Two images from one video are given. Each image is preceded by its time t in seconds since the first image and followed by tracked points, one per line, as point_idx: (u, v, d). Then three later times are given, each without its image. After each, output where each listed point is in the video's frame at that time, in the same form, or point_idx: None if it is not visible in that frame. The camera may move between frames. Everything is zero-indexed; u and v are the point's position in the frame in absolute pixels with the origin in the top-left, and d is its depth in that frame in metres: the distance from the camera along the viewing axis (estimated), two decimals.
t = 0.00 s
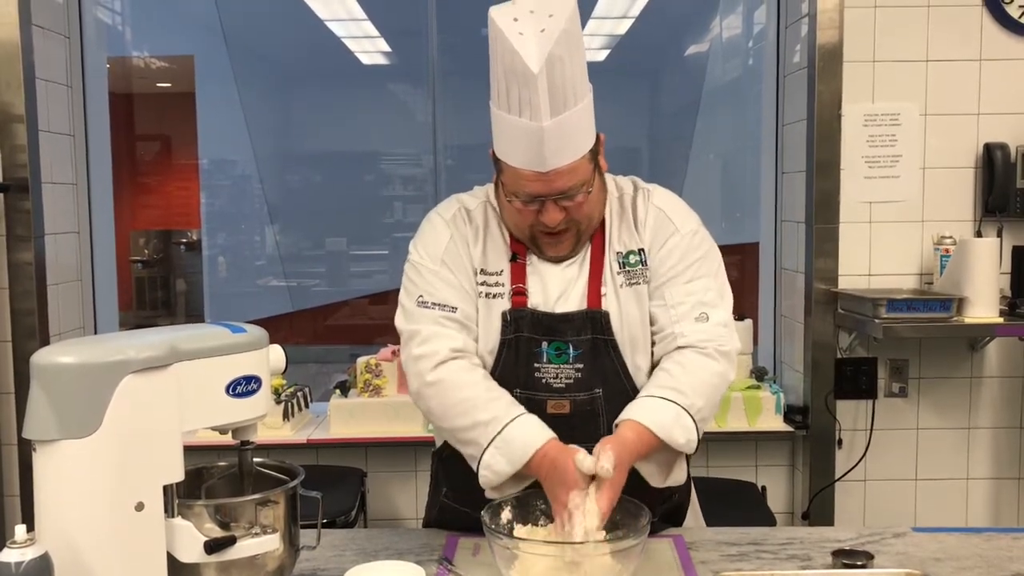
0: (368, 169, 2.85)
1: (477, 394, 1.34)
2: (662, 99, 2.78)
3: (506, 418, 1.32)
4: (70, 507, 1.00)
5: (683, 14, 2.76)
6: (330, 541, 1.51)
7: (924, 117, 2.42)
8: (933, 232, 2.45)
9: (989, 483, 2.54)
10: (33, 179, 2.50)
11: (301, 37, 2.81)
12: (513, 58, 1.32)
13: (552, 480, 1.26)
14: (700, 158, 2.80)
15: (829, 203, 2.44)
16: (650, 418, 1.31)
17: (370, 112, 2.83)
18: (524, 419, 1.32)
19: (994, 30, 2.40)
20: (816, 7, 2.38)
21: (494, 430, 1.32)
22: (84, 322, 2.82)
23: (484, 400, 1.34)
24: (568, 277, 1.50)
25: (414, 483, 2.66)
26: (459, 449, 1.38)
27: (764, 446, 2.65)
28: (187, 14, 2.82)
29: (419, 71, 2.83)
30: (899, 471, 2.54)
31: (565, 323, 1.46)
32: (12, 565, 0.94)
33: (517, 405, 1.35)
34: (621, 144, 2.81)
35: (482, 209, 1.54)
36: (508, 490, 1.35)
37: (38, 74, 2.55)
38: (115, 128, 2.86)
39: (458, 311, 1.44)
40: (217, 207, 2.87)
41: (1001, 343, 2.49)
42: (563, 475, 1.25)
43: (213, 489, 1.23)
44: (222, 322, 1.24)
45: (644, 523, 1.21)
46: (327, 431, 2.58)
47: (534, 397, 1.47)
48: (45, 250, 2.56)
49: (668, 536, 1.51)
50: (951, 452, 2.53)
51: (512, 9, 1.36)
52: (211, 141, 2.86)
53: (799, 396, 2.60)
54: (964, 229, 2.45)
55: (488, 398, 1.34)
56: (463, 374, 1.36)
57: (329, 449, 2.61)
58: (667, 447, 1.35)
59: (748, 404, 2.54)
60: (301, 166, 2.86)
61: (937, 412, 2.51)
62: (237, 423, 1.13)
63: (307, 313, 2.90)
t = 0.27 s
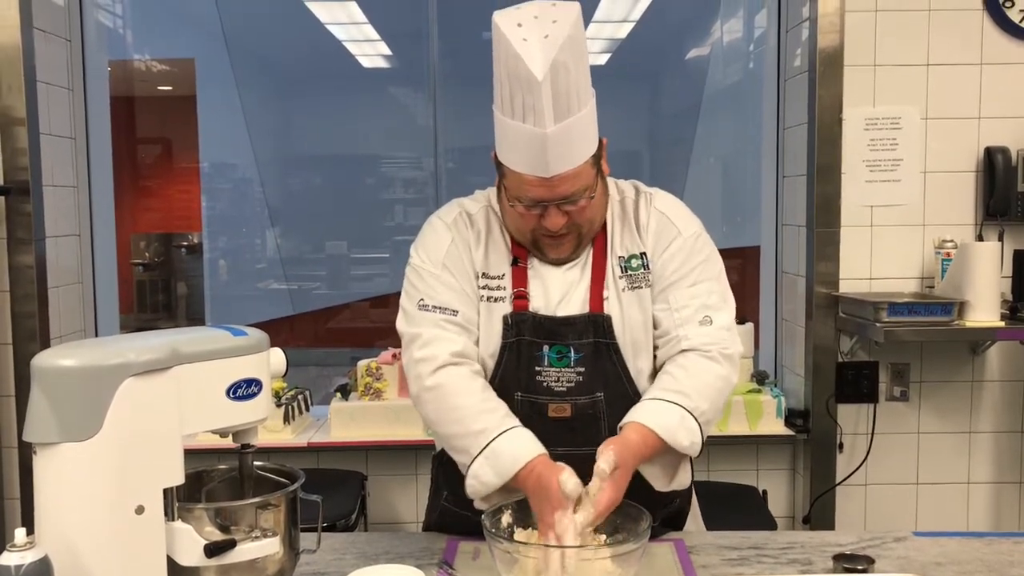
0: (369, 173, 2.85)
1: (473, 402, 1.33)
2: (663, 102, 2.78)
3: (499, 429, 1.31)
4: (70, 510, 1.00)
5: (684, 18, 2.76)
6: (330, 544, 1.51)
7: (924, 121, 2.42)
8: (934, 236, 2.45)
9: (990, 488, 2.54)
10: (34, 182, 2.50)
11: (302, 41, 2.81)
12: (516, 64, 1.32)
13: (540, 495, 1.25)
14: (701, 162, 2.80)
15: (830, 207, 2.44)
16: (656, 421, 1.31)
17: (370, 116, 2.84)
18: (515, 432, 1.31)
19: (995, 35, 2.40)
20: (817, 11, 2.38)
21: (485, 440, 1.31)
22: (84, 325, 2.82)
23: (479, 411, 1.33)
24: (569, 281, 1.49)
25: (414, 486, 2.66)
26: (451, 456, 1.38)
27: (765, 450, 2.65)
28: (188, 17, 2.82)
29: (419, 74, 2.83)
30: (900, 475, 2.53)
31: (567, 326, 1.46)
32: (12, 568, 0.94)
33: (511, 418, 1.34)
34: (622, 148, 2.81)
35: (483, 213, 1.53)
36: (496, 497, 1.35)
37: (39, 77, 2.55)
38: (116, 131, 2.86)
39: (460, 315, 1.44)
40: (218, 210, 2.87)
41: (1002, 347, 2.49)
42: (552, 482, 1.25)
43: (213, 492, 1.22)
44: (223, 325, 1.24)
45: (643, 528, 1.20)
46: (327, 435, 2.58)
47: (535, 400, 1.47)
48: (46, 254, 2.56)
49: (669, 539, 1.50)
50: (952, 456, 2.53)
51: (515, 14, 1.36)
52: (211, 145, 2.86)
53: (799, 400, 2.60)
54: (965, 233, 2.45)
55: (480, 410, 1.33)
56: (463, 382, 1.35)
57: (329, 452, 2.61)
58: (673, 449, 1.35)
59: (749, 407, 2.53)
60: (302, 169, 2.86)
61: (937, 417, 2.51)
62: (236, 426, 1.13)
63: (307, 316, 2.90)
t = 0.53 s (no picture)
0: (369, 174, 2.85)
1: (455, 405, 1.34)
2: (663, 104, 2.78)
3: (480, 433, 1.32)
4: (69, 512, 1.00)
5: (685, 19, 2.76)
6: (330, 545, 1.51)
7: (924, 122, 2.42)
8: (934, 237, 2.45)
9: (991, 489, 2.53)
10: (34, 183, 2.50)
11: (302, 42, 2.81)
12: (525, 68, 1.32)
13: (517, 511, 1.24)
14: (701, 164, 2.80)
15: (831, 208, 2.44)
16: (671, 426, 1.31)
17: (371, 117, 2.84)
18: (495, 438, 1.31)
19: (995, 36, 2.40)
20: (817, 13, 2.38)
21: (464, 444, 1.32)
22: (84, 326, 2.82)
23: (461, 415, 1.33)
24: (570, 283, 1.49)
25: (414, 488, 2.66)
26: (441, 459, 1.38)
27: (765, 451, 2.65)
28: (188, 18, 2.82)
29: (420, 75, 2.83)
30: (901, 476, 2.53)
31: (567, 329, 1.46)
32: (12, 569, 0.94)
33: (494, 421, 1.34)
34: (622, 149, 2.81)
35: (483, 216, 1.53)
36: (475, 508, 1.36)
37: (40, 78, 2.55)
38: (116, 133, 2.87)
39: (453, 320, 1.44)
40: (218, 211, 2.87)
41: (1002, 349, 2.48)
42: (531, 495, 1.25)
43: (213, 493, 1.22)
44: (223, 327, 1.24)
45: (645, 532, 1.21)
46: (327, 436, 2.58)
47: (536, 403, 1.47)
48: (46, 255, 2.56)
49: (670, 540, 1.50)
50: (953, 458, 2.52)
51: (522, 19, 1.36)
52: (212, 146, 2.86)
53: (800, 402, 2.60)
54: (965, 235, 2.45)
55: (462, 413, 1.33)
56: (447, 388, 1.36)
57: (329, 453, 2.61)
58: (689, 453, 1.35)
59: (749, 409, 2.53)
60: (302, 171, 2.86)
61: (938, 418, 2.51)
62: (236, 427, 1.13)
63: (307, 317, 2.90)
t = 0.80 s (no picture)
0: (369, 174, 2.85)
1: (460, 410, 1.34)
2: (663, 104, 2.78)
3: (488, 440, 1.31)
4: (69, 512, 1.00)
5: (685, 19, 2.76)
6: (330, 545, 1.50)
7: (925, 122, 2.42)
8: (935, 237, 2.44)
9: (992, 489, 2.53)
10: (34, 183, 2.50)
11: (303, 42, 2.81)
12: (529, 64, 1.32)
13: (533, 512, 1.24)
14: (701, 163, 2.80)
15: (831, 208, 2.44)
16: (643, 451, 1.29)
17: (371, 117, 2.83)
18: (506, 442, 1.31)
19: (996, 36, 2.40)
20: (818, 13, 2.38)
21: (473, 450, 1.31)
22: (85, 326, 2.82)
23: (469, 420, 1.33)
24: (569, 282, 1.49)
25: (414, 488, 2.66)
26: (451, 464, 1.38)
27: (766, 451, 2.65)
28: (189, 18, 2.82)
29: (420, 75, 2.83)
30: (901, 476, 2.53)
31: (565, 328, 1.46)
32: (12, 569, 0.94)
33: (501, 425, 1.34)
34: (623, 149, 2.81)
35: (487, 216, 1.54)
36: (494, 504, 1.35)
37: (40, 78, 2.55)
38: (116, 133, 2.86)
39: (462, 318, 1.44)
40: (219, 211, 2.87)
41: (1003, 348, 2.48)
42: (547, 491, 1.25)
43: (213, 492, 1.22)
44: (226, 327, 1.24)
45: (643, 530, 1.21)
46: (327, 436, 2.58)
47: (535, 402, 1.47)
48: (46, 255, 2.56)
49: (670, 540, 1.50)
50: (953, 458, 2.52)
51: (527, 14, 1.36)
52: (212, 146, 2.86)
53: (800, 402, 2.60)
54: (966, 235, 2.44)
55: (471, 418, 1.33)
56: (456, 391, 1.35)
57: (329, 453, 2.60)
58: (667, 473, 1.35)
59: (750, 409, 2.53)
60: (302, 171, 2.86)
61: (938, 418, 2.51)
62: (235, 427, 1.13)
63: (307, 317, 2.89)
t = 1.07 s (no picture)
0: (369, 174, 2.85)
1: (464, 392, 1.34)
2: (664, 104, 2.78)
3: (497, 412, 1.32)
4: (70, 511, 1.00)
5: (685, 18, 2.76)
6: (331, 545, 1.51)
7: (926, 122, 2.42)
8: (935, 237, 2.45)
9: (992, 488, 2.53)
10: (35, 183, 2.50)
11: (303, 42, 2.81)
12: (522, 62, 1.32)
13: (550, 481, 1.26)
14: (702, 163, 2.80)
15: (832, 207, 2.44)
16: (644, 438, 1.29)
17: (371, 117, 2.84)
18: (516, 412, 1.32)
19: (997, 36, 2.40)
20: (818, 12, 2.38)
21: (480, 427, 1.32)
22: (86, 326, 2.82)
23: (472, 398, 1.34)
24: (568, 281, 1.49)
25: (415, 487, 2.66)
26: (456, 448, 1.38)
27: (766, 451, 2.65)
28: (189, 17, 2.82)
29: (421, 75, 2.83)
30: (902, 476, 2.53)
31: (564, 327, 1.46)
32: (13, 568, 0.94)
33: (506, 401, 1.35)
34: (623, 149, 2.81)
35: (484, 214, 1.54)
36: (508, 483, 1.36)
37: (40, 78, 2.55)
38: (117, 132, 2.87)
39: (454, 316, 1.43)
40: (219, 211, 2.87)
41: (1003, 348, 2.48)
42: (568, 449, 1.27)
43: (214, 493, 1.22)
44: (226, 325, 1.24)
45: (644, 529, 1.20)
46: (328, 436, 2.58)
47: (534, 401, 1.47)
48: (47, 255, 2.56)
49: (670, 540, 1.50)
50: (953, 457, 2.52)
51: (521, 13, 1.36)
52: (212, 145, 2.86)
53: (800, 401, 2.60)
54: (966, 235, 2.45)
55: (471, 397, 1.34)
56: (453, 376, 1.36)
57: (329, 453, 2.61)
58: (665, 465, 1.34)
59: (750, 408, 2.53)
60: (303, 170, 2.86)
61: (939, 418, 2.51)
62: (236, 427, 1.13)
63: (307, 317, 2.90)
